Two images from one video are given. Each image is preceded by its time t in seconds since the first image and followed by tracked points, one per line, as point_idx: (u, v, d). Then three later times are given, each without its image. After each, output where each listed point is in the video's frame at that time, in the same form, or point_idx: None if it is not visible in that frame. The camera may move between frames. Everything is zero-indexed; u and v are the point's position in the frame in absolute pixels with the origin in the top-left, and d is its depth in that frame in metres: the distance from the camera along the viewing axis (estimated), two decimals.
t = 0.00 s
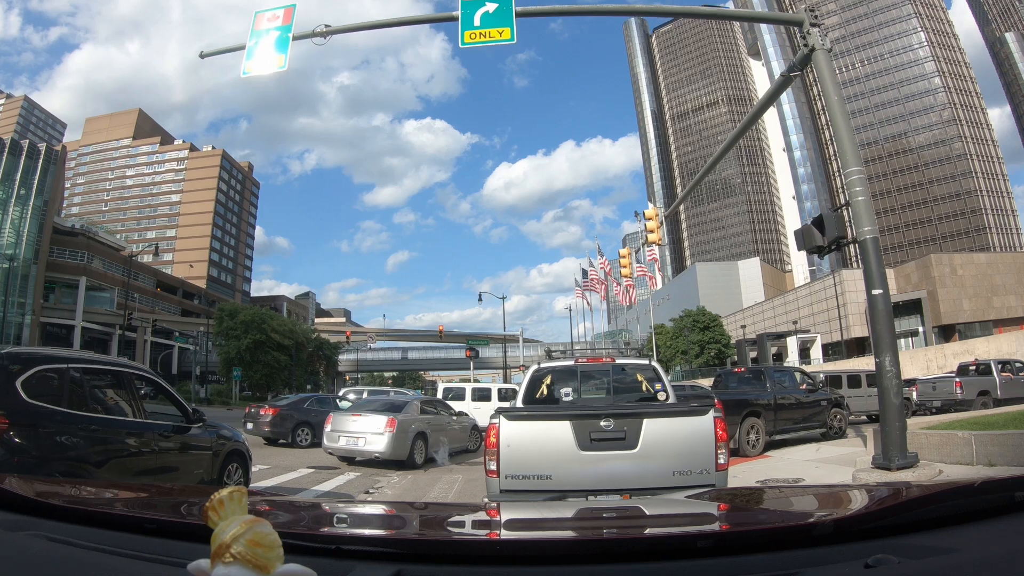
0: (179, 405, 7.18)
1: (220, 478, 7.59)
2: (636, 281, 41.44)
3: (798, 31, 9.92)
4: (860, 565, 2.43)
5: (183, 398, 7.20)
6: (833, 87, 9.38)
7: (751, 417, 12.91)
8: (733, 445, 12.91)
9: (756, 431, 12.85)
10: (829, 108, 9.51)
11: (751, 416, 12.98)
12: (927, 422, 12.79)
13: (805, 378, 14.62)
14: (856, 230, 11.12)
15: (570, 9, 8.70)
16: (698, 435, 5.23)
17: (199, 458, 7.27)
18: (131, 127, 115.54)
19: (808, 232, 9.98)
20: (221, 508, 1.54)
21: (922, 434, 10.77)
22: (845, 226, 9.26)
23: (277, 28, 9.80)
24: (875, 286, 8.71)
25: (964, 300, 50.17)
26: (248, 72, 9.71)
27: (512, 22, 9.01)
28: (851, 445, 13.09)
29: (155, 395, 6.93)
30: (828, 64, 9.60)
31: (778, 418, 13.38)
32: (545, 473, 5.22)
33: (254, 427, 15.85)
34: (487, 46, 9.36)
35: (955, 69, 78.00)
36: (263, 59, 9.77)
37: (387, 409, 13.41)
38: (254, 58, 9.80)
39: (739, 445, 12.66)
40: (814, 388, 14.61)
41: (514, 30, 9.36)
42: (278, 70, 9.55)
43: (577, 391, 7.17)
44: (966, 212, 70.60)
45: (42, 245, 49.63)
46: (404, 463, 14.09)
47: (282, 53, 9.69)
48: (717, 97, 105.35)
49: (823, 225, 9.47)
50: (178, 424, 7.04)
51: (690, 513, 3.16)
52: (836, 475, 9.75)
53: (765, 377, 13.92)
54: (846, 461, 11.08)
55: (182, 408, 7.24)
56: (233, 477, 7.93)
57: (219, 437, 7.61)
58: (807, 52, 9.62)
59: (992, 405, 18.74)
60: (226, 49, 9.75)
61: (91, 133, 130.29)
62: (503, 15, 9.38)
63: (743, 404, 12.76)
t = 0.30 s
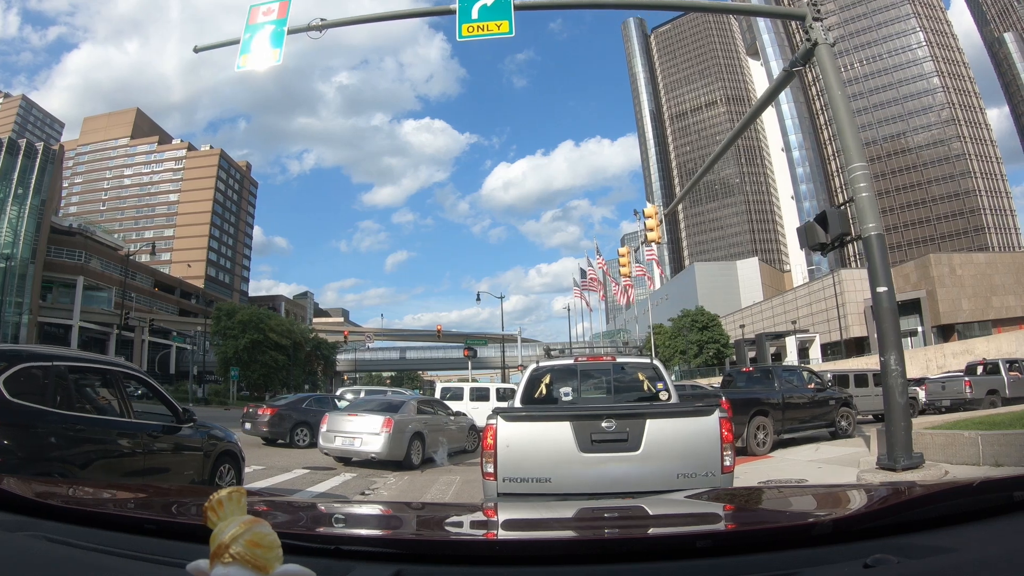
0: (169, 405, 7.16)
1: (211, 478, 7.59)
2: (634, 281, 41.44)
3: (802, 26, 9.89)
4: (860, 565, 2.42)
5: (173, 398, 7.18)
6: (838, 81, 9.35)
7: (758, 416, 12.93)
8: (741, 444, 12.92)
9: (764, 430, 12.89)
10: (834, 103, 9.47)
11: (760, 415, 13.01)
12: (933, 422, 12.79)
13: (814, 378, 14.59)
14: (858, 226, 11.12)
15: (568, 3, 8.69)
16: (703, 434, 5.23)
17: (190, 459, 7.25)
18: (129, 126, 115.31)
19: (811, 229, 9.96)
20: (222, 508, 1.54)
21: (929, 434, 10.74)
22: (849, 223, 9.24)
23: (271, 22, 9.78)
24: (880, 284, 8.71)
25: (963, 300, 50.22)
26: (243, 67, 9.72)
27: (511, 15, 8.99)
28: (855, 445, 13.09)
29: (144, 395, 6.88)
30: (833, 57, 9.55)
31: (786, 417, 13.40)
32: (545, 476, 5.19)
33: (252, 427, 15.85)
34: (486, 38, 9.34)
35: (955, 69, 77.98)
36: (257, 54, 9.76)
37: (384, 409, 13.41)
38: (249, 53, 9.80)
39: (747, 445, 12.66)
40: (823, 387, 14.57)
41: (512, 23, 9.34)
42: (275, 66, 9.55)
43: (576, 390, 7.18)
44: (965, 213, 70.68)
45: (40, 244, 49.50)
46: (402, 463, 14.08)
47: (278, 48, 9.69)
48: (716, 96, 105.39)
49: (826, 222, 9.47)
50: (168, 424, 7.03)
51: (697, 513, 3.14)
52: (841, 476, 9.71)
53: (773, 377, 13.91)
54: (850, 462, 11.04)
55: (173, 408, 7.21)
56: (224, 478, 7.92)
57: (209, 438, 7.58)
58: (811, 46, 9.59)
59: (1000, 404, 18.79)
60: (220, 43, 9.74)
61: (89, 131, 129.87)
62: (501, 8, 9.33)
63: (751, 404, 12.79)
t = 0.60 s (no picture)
0: (164, 405, 7.14)
1: (206, 478, 7.56)
2: (632, 281, 41.42)
3: (802, 24, 9.88)
4: (857, 564, 2.43)
5: (169, 398, 7.16)
6: (838, 80, 9.35)
7: (765, 415, 13.02)
8: (748, 442, 13.01)
9: (770, 429, 12.96)
10: (834, 101, 9.46)
11: (766, 414, 13.09)
12: (936, 423, 12.81)
13: (821, 377, 14.58)
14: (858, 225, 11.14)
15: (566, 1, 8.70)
16: (703, 434, 5.24)
17: (186, 460, 7.23)
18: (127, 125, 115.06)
19: (810, 228, 9.95)
20: (219, 509, 1.54)
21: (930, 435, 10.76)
22: (849, 223, 9.25)
23: (268, 19, 9.77)
24: (880, 283, 8.71)
25: (961, 300, 50.32)
26: (240, 64, 9.70)
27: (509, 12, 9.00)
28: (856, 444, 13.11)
29: (139, 395, 6.84)
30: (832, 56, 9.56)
31: (793, 416, 13.42)
32: (544, 477, 5.18)
33: (250, 427, 15.82)
34: (484, 36, 9.35)
35: (953, 69, 78.08)
36: (254, 52, 9.76)
37: (382, 409, 13.40)
38: (246, 50, 9.79)
39: (753, 443, 12.76)
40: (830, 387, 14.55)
41: (511, 20, 9.37)
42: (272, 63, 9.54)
43: (574, 390, 7.17)
44: (963, 213, 70.87)
45: (38, 243, 49.39)
46: (400, 463, 14.09)
47: (275, 45, 9.67)
48: (715, 96, 105.42)
49: (826, 221, 9.45)
50: (163, 425, 6.99)
51: (696, 513, 3.13)
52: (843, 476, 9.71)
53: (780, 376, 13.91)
54: (851, 462, 11.04)
55: (169, 408, 7.20)
56: (220, 477, 7.89)
57: (205, 438, 7.54)
58: (811, 45, 9.61)
59: (1008, 403, 18.89)
60: (217, 40, 9.72)
61: (86, 130, 129.51)
62: (500, 6, 9.33)
63: (757, 402, 12.87)
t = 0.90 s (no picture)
0: (163, 405, 7.14)
1: (205, 478, 7.54)
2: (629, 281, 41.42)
3: (800, 25, 9.88)
4: (855, 563, 2.43)
5: (167, 398, 7.17)
6: (836, 81, 9.36)
7: (771, 413, 13.10)
8: (754, 440, 13.08)
9: (776, 427, 13.06)
10: (832, 102, 9.48)
11: (772, 413, 13.17)
12: (936, 423, 12.85)
13: (827, 377, 14.59)
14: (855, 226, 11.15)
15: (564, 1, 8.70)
16: (701, 435, 5.23)
17: (184, 460, 7.20)
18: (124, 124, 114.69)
19: (808, 229, 9.96)
20: (217, 506, 1.53)
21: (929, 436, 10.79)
22: (847, 223, 9.27)
23: (267, 19, 9.75)
24: (878, 284, 8.72)
25: (959, 300, 50.44)
26: (238, 64, 9.69)
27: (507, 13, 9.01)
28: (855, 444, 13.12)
29: (136, 395, 6.84)
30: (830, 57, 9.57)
31: (799, 415, 13.47)
32: (542, 478, 5.18)
33: (248, 427, 15.82)
34: (482, 36, 9.34)
35: (951, 69, 78.25)
36: (252, 51, 9.74)
37: (380, 409, 13.40)
38: (244, 50, 9.77)
39: (759, 442, 12.84)
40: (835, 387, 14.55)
41: (509, 21, 9.38)
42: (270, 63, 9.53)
43: (573, 390, 7.17)
44: (961, 213, 71.08)
45: (36, 243, 49.22)
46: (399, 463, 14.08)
47: (274, 46, 9.67)
48: (713, 97, 105.52)
49: (824, 221, 9.45)
50: (162, 424, 6.98)
51: (694, 511, 3.13)
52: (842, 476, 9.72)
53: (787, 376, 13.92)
54: (850, 462, 11.05)
55: (167, 408, 7.19)
56: (219, 478, 7.86)
57: (203, 438, 7.54)
58: (809, 46, 9.62)
59: (1014, 402, 19.04)
60: (215, 40, 9.70)
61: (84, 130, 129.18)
62: (498, 6, 9.34)
63: (763, 402, 12.95)
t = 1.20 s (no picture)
0: (161, 405, 7.13)
1: (202, 477, 7.51)
2: (628, 281, 41.44)
3: (799, 24, 9.87)
4: (852, 561, 2.44)
5: (165, 398, 7.16)
6: (835, 80, 9.34)
7: (777, 412, 13.14)
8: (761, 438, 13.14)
9: (783, 426, 13.09)
10: (831, 102, 9.47)
11: (778, 411, 13.21)
12: (936, 422, 12.87)
13: (834, 376, 14.58)
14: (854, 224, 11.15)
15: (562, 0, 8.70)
16: (699, 434, 5.24)
17: (181, 460, 7.18)
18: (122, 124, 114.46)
19: (807, 228, 9.95)
20: (215, 505, 1.53)
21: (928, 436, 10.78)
22: (845, 223, 9.28)
23: (265, 19, 9.75)
24: (876, 284, 8.72)
25: (957, 300, 50.58)
26: (237, 63, 9.68)
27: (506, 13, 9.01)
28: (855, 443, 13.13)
29: (133, 394, 6.83)
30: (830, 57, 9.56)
31: (805, 414, 13.48)
32: (540, 477, 5.17)
33: (247, 427, 15.82)
34: (481, 36, 9.33)
35: (949, 69, 78.34)
36: (250, 51, 9.73)
37: (378, 409, 13.39)
38: (242, 49, 9.75)
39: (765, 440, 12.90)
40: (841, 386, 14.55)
41: (508, 20, 9.37)
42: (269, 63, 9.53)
43: (571, 390, 7.18)
44: (959, 213, 71.18)
45: (34, 242, 49.18)
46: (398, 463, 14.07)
47: (272, 45, 9.66)
48: (711, 97, 105.61)
49: (823, 221, 9.45)
50: (160, 425, 6.97)
51: (693, 510, 3.12)
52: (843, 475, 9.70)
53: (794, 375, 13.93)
54: (849, 461, 11.06)
55: (165, 408, 7.18)
56: (216, 478, 7.84)
57: (200, 438, 7.52)
58: (807, 45, 9.62)
59: (1021, 400, 19.14)
60: (213, 40, 9.69)
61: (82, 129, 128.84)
62: (496, 5, 9.33)
63: (769, 400, 13.03)
